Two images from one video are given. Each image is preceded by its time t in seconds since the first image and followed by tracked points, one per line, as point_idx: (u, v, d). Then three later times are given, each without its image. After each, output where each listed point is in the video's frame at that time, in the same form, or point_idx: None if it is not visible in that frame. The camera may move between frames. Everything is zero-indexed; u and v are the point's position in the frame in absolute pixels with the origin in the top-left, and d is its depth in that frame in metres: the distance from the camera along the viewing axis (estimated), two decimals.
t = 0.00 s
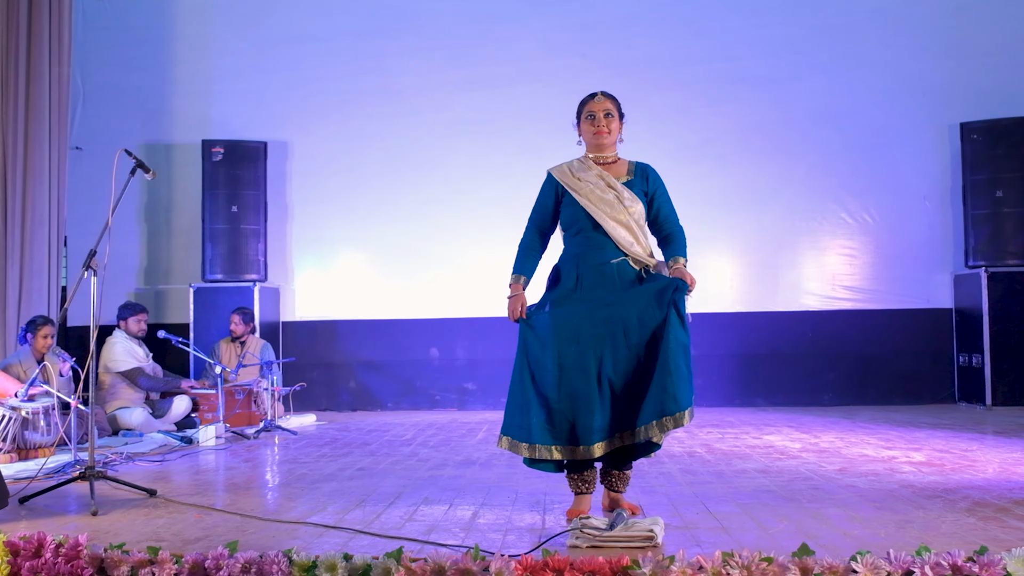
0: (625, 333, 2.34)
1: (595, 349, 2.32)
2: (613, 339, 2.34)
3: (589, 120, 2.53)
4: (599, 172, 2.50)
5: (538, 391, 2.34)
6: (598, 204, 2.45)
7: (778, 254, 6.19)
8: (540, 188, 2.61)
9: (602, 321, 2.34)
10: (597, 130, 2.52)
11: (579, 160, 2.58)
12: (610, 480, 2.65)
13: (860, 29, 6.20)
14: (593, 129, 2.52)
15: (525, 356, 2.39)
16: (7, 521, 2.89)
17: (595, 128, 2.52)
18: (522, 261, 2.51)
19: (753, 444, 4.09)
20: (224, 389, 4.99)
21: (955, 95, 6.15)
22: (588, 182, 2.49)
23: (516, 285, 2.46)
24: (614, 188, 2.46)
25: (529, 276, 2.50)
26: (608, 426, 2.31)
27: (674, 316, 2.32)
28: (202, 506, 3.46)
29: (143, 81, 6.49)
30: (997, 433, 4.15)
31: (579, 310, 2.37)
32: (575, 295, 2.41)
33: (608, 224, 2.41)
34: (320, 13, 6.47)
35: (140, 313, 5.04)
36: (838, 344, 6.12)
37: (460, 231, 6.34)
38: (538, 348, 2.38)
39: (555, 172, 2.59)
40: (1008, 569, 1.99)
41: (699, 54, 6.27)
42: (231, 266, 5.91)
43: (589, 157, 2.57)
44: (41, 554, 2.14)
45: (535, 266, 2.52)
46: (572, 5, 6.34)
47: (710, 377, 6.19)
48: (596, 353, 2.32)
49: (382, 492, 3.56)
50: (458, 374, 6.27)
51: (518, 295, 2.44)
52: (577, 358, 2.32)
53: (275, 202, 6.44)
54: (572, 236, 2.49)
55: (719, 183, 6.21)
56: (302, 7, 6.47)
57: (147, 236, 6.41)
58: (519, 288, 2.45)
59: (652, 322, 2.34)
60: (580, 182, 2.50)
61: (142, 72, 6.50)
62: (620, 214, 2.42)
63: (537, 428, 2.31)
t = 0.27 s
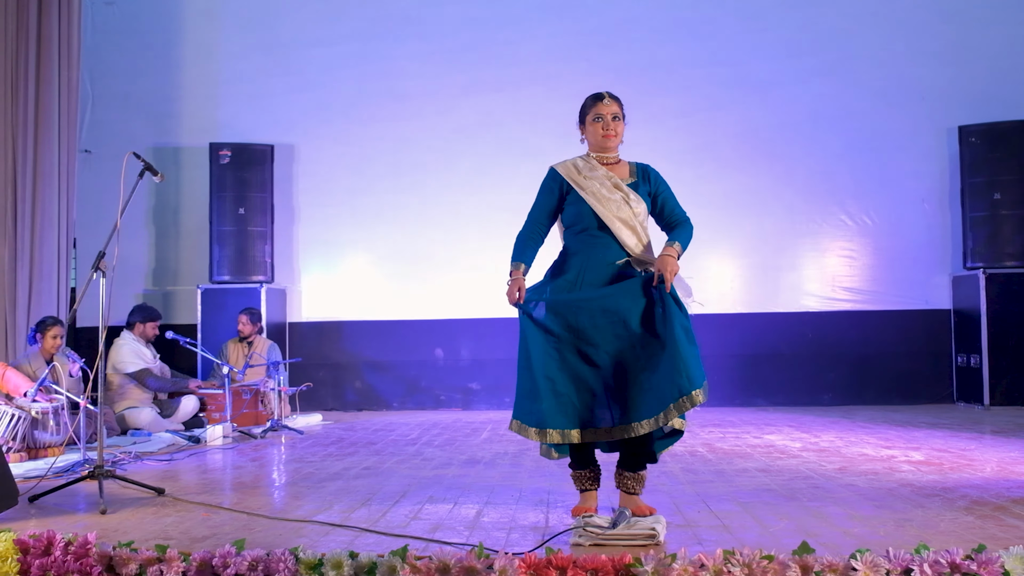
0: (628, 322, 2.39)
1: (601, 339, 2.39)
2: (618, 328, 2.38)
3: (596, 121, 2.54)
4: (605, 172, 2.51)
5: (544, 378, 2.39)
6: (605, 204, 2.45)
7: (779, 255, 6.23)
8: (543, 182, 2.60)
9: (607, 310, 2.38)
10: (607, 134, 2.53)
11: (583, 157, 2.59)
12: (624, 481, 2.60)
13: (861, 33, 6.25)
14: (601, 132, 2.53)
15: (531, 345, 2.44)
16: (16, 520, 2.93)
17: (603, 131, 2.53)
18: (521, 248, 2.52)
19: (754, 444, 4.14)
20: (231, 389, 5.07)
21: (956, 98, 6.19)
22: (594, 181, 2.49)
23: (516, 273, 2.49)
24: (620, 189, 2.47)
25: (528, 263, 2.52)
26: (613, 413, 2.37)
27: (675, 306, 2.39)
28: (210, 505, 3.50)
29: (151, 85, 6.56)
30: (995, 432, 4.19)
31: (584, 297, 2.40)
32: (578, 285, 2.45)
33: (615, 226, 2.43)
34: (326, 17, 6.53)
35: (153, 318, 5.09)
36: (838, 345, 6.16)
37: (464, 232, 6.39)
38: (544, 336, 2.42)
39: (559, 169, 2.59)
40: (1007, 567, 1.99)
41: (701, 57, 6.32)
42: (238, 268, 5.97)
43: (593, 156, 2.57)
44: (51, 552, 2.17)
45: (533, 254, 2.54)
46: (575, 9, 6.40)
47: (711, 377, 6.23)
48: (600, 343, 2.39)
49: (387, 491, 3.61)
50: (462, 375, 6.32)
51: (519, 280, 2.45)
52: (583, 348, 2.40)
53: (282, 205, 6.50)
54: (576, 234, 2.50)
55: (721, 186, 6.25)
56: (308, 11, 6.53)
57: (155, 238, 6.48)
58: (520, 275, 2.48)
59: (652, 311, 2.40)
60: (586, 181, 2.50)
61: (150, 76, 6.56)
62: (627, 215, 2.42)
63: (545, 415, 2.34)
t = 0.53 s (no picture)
0: (654, 343, 2.42)
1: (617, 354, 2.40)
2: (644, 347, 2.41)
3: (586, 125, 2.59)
4: (613, 173, 2.54)
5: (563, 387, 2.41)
6: (612, 205, 2.49)
7: (779, 257, 6.30)
8: (559, 188, 2.67)
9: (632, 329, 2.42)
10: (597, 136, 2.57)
11: (593, 159, 2.63)
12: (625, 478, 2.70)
13: (862, 38, 6.32)
14: (592, 135, 2.58)
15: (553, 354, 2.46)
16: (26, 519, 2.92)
17: (593, 134, 2.58)
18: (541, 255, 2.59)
19: (755, 443, 4.18)
20: (238, 389, 5.16)
21: (955, 103, 6.26)
22: (601, 183, 2.53)
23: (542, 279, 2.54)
24: (627, 189, 2.50)
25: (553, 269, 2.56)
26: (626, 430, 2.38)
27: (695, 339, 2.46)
28: (217, 503, 3.53)
29: (158, 88, 6.63)
30: (993, 431, 4.24)
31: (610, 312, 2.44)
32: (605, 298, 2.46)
33: (622, 226, 2.46)
34: (332, 22, 6.60)
35: (160, 320, 5.17)
36: (837, 345, 6.23)
37: (468, 234, 6.45)
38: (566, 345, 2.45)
39: (570, 173, 2.65)
40: (1005, 565, 1.98)
41: (704, 61, 6.38)
42: (245, 269, 6.03)
43: (602, 157, 2.60)
44: (60, 550, 2.16)
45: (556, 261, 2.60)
46: (579, 13, 6.45)
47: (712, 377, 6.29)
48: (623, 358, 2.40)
49: (392, 490, 3.65)
50: (467, 375, 6.38)
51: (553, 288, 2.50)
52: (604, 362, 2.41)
53: (289, 207, 6.56)
54: (588, 237, 2.55)
55: (722, 188, 6.32)
56: (314, 16, 6.60)
57: (163, 239, 6.54)
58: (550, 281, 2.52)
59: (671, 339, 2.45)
60: (594, 183, 2.55)
61: (158, 79, 6.63)
62: (633, 215, 2.46)
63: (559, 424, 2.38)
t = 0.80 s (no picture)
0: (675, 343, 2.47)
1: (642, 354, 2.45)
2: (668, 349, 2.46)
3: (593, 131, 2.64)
4: (618, 177, 2.60)
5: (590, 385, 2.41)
6: (617, 208, 2.55)
7: (779, 258, 6.38)
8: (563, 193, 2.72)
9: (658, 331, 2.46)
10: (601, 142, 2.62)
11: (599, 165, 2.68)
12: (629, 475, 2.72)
13: (862, 43, 6.39)
14: (597, 141, 2.63)
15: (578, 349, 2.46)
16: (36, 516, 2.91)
17: (599, 140, 2.62)
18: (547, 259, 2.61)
19: (756, 442, 4.23)
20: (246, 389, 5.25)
21: (954, 107, 6.33)
22: (607, 187, 2.58)
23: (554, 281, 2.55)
24: (632, 193, 2.55)
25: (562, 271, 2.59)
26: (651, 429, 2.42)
27: (715, 343, 2.53)
28: (224, 501, 3.50)
29: (167, 93, 6.70)
30: (990, 431, 4.29)
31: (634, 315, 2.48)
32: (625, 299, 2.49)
33: (627, 227, 2.51)
34: (338, 27, 6.66)
35: (167, 322, 5.27)
36: (837, 345, 6.31)
37: (472, 236, 6.51)
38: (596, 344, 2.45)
39: (575, 179, 2.70)
40: (1002, 563, 1.96)
41: (706, 66, 6.44)
42: (252, 271, 6.09)
43: (608, 163, 2.66)
44: (70, 548, 2.17)
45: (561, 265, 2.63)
46: (583, 18, 6.51)
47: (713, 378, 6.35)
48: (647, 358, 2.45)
49: (398, 488, 3.69)
50: (471, 375, 6.43)
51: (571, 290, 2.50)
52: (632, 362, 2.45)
53: (296, 210, 6.62)
54: (592, 240, 2.59)
55: (724, 191, 6.40)
56: (321, 21, 6.67)
57: (172, 242, 6.62)
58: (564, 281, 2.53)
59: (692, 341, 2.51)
60: (599, 188, 2.60)
61: (167, 84, 6.70)
62: (637, 218, 2.51)
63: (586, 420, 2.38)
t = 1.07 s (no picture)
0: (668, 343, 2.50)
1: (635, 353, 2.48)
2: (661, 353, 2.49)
3: (604, 134, 2.66)
4: (613, 182, 2.65)
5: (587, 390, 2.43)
6: (612, 212, 2.60)
7: (780, 260, 6.44)
8: (557, 195, 2.75)
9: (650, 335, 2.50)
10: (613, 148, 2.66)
11: (595, 169, 2.73)
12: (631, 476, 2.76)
13: (863, 47, 6.44)
14: (608, 145, 2.66)
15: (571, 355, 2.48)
16: (44, 516, 2.86)
17: (611, 144, 2.66)
18: (542, 262, 2.64)
19: (757, 442, 4.28)
20: (253, 389, 5.29)
21: (954, 111, 6.38)
22: (602, 191, 2.64)
23: (549, 286, 2.57)
24: (627, 197, 2.61)
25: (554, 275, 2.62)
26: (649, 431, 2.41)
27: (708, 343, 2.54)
28: (232, 500, 3.46)
29: (175, 96, 6.77)
30: (987, 430, 4.34)
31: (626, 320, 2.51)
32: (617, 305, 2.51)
33: (621, 231, 2.56)
34: (344, 32, 6.73)
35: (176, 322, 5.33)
36: (837, 346, 6.36)
37: (477, 237, 6.56)
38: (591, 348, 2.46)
39: (570, 181, 2.74)
40: (1000, 561, 1.92)
41: (708, 69, 6.49)
42: (260, 272, 6.15)
43: (604, 168, 2.71)
44: (79, 546, 2.14)
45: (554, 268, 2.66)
46: (585, 23, 6.57)
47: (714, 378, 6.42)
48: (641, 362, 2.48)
49: (403, 487, 3.72)
50: (476, 375, 6.49)
51: (553, 294, 2.54)
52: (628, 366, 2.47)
53: (302, 212, 6.68)
54: (587, 242, 2.64)
55: (725, 194, 6.45)
56: (326, 27, 6.73)
57: (180, 243, 6.68)
58: (552, 288, 2.56)
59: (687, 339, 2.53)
60: (594, 191, 2.65)
61: (175, 88, 6.77)
62: (632, 222, 2.57)
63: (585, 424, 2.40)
